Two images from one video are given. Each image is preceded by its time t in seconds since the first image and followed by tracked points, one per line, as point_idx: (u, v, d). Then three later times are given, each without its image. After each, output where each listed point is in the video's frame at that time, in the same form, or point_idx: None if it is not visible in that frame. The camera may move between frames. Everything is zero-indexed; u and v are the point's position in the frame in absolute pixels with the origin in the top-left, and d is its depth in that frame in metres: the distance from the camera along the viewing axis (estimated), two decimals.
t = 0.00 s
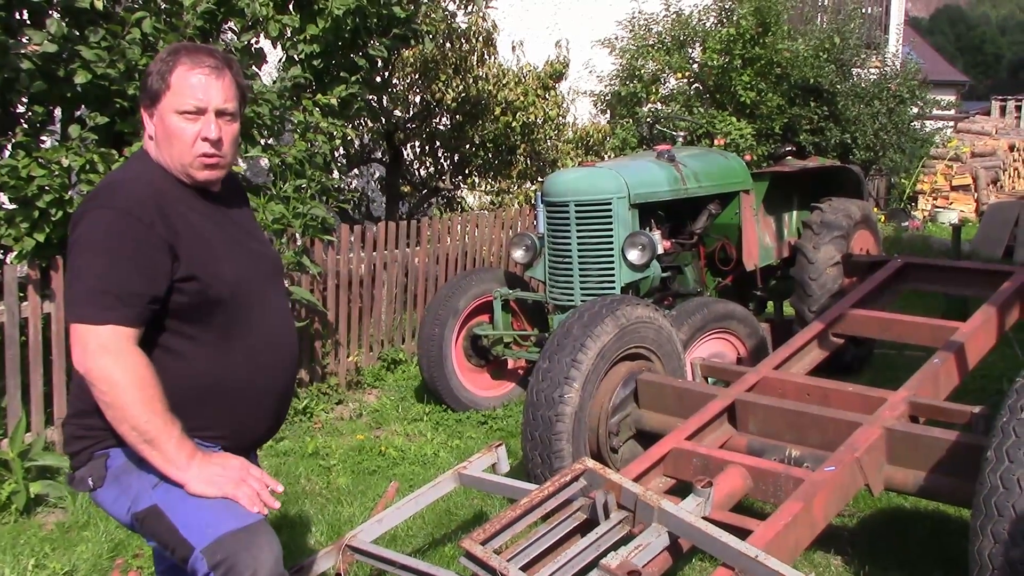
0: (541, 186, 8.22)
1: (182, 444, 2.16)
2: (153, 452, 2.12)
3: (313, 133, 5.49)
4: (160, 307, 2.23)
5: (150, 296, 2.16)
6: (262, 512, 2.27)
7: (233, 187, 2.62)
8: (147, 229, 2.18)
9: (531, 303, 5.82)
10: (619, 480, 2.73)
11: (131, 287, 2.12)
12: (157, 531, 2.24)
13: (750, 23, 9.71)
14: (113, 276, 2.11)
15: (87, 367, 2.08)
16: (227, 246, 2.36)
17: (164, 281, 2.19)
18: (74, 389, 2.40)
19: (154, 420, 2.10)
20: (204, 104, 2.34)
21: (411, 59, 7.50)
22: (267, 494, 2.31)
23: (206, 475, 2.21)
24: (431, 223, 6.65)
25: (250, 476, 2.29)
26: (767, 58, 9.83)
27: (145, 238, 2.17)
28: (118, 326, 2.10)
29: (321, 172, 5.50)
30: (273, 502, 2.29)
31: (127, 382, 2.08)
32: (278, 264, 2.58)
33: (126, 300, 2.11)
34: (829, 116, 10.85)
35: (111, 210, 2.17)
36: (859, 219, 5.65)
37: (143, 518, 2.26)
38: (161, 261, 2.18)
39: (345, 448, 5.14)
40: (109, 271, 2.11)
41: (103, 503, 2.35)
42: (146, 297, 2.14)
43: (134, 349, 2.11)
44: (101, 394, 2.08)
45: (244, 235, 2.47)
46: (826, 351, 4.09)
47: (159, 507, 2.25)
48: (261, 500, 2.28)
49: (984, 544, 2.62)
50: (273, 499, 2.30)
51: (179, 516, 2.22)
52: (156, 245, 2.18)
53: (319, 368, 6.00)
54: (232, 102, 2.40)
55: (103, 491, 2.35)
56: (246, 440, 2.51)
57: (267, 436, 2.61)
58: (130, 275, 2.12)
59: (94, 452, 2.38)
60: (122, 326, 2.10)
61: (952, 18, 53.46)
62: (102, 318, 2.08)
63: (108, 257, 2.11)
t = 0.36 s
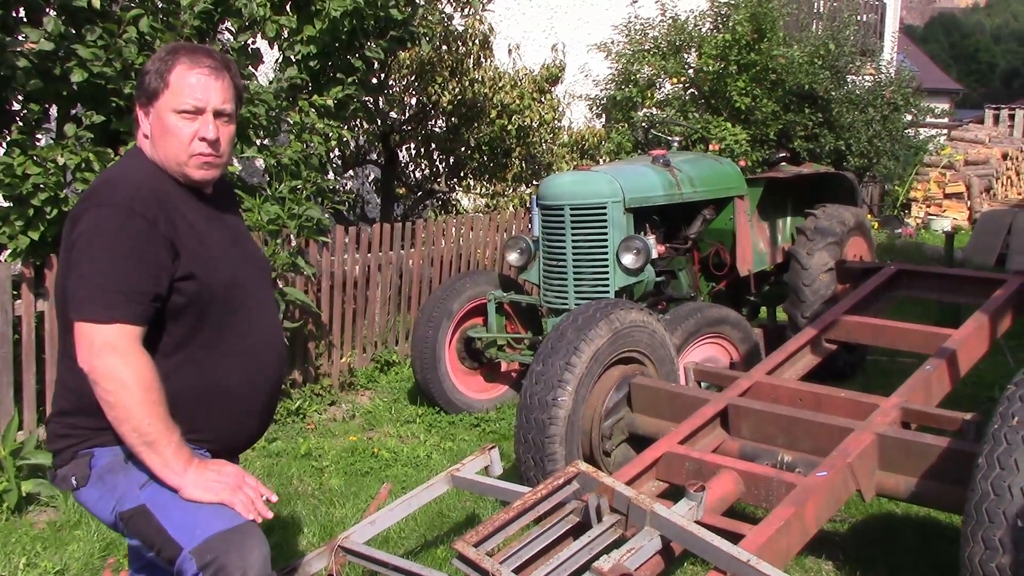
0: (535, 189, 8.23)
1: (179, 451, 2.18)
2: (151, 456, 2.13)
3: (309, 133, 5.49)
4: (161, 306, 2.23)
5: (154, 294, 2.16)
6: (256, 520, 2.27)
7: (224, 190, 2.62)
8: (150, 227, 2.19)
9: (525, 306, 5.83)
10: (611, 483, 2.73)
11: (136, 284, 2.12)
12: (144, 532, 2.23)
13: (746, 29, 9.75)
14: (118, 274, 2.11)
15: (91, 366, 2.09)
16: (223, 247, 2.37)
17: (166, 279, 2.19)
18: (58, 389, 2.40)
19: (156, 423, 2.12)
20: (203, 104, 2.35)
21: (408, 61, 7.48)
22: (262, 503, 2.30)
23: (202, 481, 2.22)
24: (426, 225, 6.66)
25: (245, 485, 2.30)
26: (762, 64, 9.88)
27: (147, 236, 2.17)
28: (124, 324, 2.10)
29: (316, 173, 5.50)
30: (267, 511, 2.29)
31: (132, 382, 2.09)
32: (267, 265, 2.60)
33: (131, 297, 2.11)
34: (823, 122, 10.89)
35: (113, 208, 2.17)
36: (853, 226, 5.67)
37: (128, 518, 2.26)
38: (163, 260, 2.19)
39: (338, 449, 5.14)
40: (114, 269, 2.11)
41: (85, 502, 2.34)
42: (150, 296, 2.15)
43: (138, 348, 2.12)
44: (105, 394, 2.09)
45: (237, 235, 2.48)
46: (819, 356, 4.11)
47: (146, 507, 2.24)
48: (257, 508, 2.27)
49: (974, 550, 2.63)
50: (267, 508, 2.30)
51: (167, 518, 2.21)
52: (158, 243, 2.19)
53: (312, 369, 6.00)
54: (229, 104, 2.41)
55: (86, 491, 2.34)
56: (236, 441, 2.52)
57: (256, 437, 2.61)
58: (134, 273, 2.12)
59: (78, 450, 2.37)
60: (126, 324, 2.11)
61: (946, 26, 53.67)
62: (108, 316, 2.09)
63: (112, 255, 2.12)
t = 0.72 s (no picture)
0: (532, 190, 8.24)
1: (164, 451, 2.18)
2: (135, 456, 2.13)
3: (306, 134, 5.49)
4: (147, 309, 2.23)
5: (140, 297, 2.16)
6: (242, 519, 2.27)
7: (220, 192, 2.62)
8: (138, 229, 2.18)
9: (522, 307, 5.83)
10: (608, 484, 2.74)
11: (121, 287, 2.12)
12: (129, 531, 2.23)
13: (742, 30, 9.77)
14: (103, 277, 2.11)
15: (73, 367, 2.09)
16: (212, 249, 2.37)
17: (153, 283, 2.19)
18: (45, 388, 2.40)
19: (140, 424, 2.12)
20: (202, 109, 2.35)
21: (404, 62, 7.52)
22: (247, 501, 2.31)
23: (188, 481, 2.22)
24: (423, 226, 6.66)
25: (229, 483, 2.30)
26: (758, 66, 9.92)
27: (135, 239, 2.17)
28: (109, 328, 2.10)
29: (313, 174, 5.50)
30: (253, 509, 2.29)
31: (115, 386, 2.08)
32: (257, 267, 2.60)
33: (116, 301, 2.11)
34: (820, 124, 10.91)
35: (101, 210, 2.17)
36: (849, 227, 5.68)
37: (114, 518, 2.26)
38: (151, 263, 2.19)
39: (334, 450, 5.13)
40: (99, 272, 2.11)
41: (71, 503, 2.34)
42: (135, 300, 2.15)
43: (121, 350, 2.12)
44: (88, 396, 2.09)
45: (228, 238, 2.48)
46: (815, 357, 4.12)
47: (132, 507, 2.24)
48: (242, 506, 2.28)
49: (971, 551, 2.64)
50: (252, 506, 2.30)
51: (153, 518, 2.21)
52: (146, 246, 2.19)
53: (309, 369, 5.99)
54: (229, 110, 2.42)
55: (71, 491, 2.33)
56: (225, 443, 2.52)
57: (245, 440, 2.61)
58: (120, 275, 2.12)
59: (64, 450, 2.37)
60: (111, 327, 2.11)
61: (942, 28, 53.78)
62: (93, 319, 2.09)
63: (98, 257, 2.12)
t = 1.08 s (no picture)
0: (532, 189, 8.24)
1: (189, 457, 2.15)
2: (158, 461, 2.12)
3: (306, 131, 5.49)
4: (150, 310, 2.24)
5: (145, 299, 2.18)
6: (252, 549, 2.17)
7: (210, 187, 2.62)
8: (133, 230, 2.19)
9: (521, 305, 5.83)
10: (607, 482, 2.74)
11: (127, 290, 2.13)
12: (125, 529, 2.24)
13: (743, 30, 9.76)
14: (110, 281, 2.12)
15: (94, 375, 2.09)
16: (205, 248, 2.37)
17: (154, 283, 2.20)
18: (42, 386, 2.40)
19: (163, 429, 2.11)
20: (187, 103, 2.33)
21: (405, 60, 7.51)
22: (265, 532, 2.22)
23: (210, 494, 2.18)
24: (423, 224, 6.65)
25: (251, 510, 2.22)
26: (759, 65, 9.90)
27: (131, 239, 2.18)
28: (126, 332, 2.12)
29: (313, 171, 5.50)
30: (269, 543, 2.21)
31: (138, 392, 2.09)
32: (252, 263, 2.60)
33: (124, 304, 2.12)
34: (820, 124, 10.91)
35: (101, 213, 2.17)
36: (848, 227, 5.68)
37: (110, 516, 2.26)
38: (150, 263, 2.20)
39: (333, 447, 5.13)
40: (109, 276, 2.12)
41: (67, 501, 2.35)
42: (143, 302, 2.16)
43: (139, 354, 2.13)
44: (110, 403, 2.09)
45: (220, 234, 2.49)
46: (815, 356, 4.12)
47: (127, 504, 2.24)
48: (256, 536, 2.18)
49: (969, 551, 2.65)
50: (269, 538, 2.22)
51: (146, 515, 2.21)
52: (144, 246, 2.20)
53: (308, 366, 5.99)
54: (215, 102, 2.40)
55: (67, 489, 2.34)
56: (220, 440, 2.52)
57: (240, 438, 2.61)
58: (124, 278, 2.13)
59: (59, 448, 2.37)
60: (128, 331, 2.12)
61: (943, 29, 53.77)
62: (109, 325, 2.10)
63: (101, 260, 2.13)
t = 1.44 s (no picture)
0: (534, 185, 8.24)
1: (183, 443, 2.14)
2: (152, 451, 2.10)
3: (308, 128, 5.49)
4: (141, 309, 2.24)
5: (132, 299, 2.17)
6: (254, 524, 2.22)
7: (208, 183, 2.62)
8: (122, 230, 2.18)
9: (523, 301, 5.84)
10: (608, 478, 2.75)
11: (111, 290, 2.13)
12: (132, 523, 2.25)
13: (745, 27, 9.75)
14: (92, 281, 2.12)
15: (78, 374, 2.09)
16: (200, 246, 2.37)
17: (141, 282, 2.20)
18: (43, 382, 2.40)
19: (150, 421, 2.09)
20: (178, 99, 2.33)
21: (407, 57, 7.45)
22: (266, 504, 2.26)
23: (209, 476, 2.17)
24: (425, 220, 6.65)
25: (250, 485, 2.24)
26: (762, 62, 9.88)
27: (120, 239, 2.17)
28: (106, 331, 2.11)
29: (315, 167, 5.49)
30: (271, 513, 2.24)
31: (121, 385, 2.07)
32: (252, 260, 2.61)
33: (107, 304, 2.12)
34: (822, 121, 10.89)
35: (89, 213, 2.18)
36: (850, 224, 5.67)
37: (116, 510, 2.27)
38: (137, 261, 2.19)
39: (334, 443, 5.14)
40: (88, 276, 2.12)
41: (73, 497, 2.36)
42: (128, 302, 2.16)
43: (122, 352, 2.12)
44: (95, 400, 2.08)
45: (216, 231, 2.48)
46: (816, 353, 4.12)
47: (133, 499, 2.25)
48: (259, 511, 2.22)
49: (970, 547, 2.65)
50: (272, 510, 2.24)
51: (153, 508, 2.22)
52: (132, 246, 2.19)
53: (309, 362, 6.00)
54: (205, 97, 2.39)
55: (73, 485, 2.35)
56: (219, 437, 2.52)
57: (240, 434, 2.62)
58: (107, 278, 2.13)
59: (62, 444, 2.38)
60: (105, 330, 2.11)
61: (946, 26, 53.68)
62: (89, 324, 2.10)
63: (85, 261, 2.13)
